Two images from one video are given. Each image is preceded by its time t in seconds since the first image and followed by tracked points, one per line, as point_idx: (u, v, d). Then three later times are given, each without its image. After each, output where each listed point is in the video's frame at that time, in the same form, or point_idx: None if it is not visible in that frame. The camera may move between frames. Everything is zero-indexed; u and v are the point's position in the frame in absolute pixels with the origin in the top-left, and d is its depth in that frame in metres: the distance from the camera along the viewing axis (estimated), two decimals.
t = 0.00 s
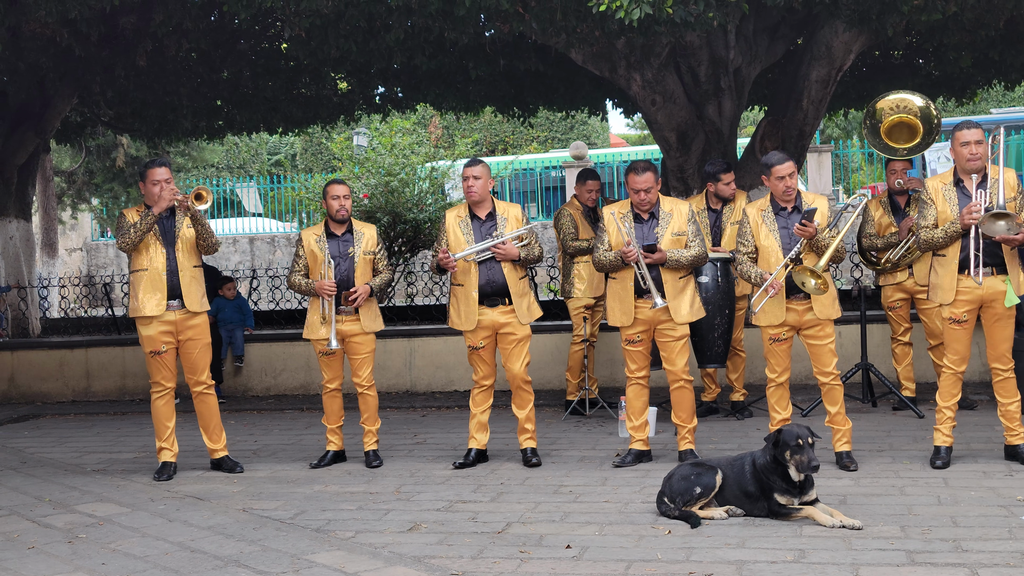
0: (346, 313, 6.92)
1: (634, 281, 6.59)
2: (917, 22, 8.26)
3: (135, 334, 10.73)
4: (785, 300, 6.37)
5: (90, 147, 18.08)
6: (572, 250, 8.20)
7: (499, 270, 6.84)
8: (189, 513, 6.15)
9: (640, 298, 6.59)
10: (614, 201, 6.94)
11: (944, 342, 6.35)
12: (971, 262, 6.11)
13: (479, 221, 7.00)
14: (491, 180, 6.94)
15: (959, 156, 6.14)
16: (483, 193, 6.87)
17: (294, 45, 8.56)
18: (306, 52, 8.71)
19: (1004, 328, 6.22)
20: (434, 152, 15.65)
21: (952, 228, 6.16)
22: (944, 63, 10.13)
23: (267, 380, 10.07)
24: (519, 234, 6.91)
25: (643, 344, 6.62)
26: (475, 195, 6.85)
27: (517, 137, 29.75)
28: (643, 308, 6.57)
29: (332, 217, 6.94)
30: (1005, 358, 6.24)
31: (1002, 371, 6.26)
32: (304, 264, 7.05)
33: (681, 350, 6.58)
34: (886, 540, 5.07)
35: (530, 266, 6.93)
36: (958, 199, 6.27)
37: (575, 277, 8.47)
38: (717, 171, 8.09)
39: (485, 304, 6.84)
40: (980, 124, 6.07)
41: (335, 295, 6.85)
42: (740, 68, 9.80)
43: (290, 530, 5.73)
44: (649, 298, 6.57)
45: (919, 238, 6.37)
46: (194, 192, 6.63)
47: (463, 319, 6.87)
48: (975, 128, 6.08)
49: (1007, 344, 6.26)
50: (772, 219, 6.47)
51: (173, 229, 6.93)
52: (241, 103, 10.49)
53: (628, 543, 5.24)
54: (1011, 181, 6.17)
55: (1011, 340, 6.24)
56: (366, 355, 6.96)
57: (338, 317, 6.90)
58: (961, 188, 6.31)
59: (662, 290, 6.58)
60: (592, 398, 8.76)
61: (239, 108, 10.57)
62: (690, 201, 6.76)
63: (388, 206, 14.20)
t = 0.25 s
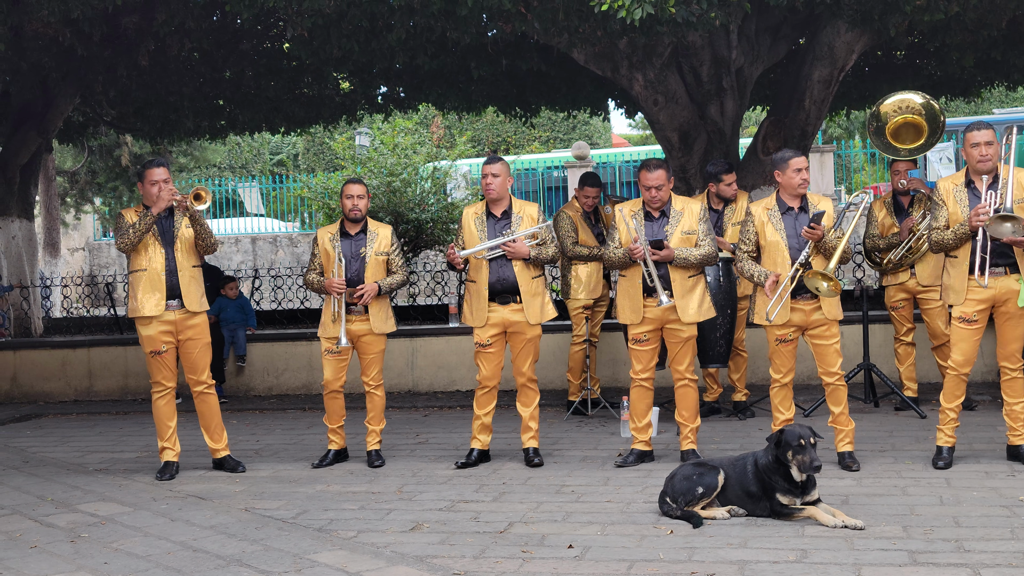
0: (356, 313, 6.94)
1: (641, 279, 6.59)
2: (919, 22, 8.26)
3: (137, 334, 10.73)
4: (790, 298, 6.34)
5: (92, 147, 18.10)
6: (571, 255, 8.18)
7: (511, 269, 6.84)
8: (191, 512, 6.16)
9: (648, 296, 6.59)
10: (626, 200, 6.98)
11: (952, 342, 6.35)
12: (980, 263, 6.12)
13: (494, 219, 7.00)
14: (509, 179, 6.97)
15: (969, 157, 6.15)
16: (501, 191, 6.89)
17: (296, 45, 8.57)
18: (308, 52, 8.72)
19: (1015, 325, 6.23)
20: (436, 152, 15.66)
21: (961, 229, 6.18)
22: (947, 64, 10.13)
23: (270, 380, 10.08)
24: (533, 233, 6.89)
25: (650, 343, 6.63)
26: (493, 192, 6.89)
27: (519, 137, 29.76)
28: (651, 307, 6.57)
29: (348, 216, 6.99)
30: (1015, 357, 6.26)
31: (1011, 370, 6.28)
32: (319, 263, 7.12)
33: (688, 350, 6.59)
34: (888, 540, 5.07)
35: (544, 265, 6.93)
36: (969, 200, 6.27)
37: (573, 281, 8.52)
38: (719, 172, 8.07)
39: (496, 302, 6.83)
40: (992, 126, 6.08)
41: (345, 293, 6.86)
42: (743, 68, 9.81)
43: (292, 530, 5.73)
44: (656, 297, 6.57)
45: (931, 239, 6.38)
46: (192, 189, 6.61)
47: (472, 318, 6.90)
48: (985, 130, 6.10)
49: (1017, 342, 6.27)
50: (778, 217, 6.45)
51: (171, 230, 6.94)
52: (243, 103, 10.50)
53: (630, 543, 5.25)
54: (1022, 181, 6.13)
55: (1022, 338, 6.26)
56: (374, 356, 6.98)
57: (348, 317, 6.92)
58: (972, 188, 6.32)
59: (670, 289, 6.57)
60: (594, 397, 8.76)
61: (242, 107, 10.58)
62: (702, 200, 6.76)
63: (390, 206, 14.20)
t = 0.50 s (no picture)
0: (359, 312, 6.95)
1: (648, 279, 6.60)
2: (921, 21, 8.26)
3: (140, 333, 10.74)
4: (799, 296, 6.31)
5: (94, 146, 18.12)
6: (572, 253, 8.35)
7: (516, 268, 6.83)
8: (193, 511, 6.16)
9: (654, 296, 6.59)
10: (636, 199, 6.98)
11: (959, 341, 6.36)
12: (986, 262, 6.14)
13: (504, 217, 7.01)
14: (523, 178, 6.97)
15: (978, 157, 6.16)
16: (512, 190, 6.88)
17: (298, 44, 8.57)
18: (310, 51, 8.73)
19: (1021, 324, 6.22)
20: (438, 151, 15.67)
21: (970, 229, 6.21)
22: (949, 63, 10.14)
23: (271, 378, 10.08)
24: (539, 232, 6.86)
25: (657, 342, 6.62)
26: (506, 190, 6.89)
27: (521, 137, 29.76)
28: (658, 306, 6.57)
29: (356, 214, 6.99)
30: (1019, 356, 6.26)
31: (1016, 369, 6.27)
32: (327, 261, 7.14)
33: (695, 350, 6.60)
34: (890, 539, 5.07)
35: (550, 267, 6.88)
36: (978, 199, 6.27)
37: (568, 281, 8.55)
38: (720, 172, 8.05)
39: (500, 300, 6.84)
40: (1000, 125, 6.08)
41: (348, 292, 6.88)
42: (744, 67, 9.81)
43: (294, 528, 5.74)
44: (663, 297, 6.57)
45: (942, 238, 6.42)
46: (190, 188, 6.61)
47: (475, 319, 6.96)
48: (993, 130, 6.09)
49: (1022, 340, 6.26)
50: (784, 214, 6.44)
51: (171, 228, 6.94)
52: (245, 102, 10.51)
53: (632, 542, 5.25)
54: None
55: None
56: (378, 354, 6.98)
57: (351, 316, 6.93)
58: (980, 187, 6.30)
59: (677, 289, 6.57)
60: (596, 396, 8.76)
61: (244, 106, 10.59)
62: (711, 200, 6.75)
63: (392, 205, 14.17)
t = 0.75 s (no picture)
0: (359, 312, 6.95)
1: (651, 279, 6.62)
2: (923, 21, 8.26)
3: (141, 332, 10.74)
4: (805, 300, 6.33)
5: (97, 145, 18.15)
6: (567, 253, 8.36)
7: (516, 268, 6.83)
8: (195, 510, 6.16)
9: (656, 295, 6.59)
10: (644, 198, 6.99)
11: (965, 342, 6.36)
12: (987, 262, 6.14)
13: (507, 217, 7.02)
14: (526, 178, 6.95)
15: (982, 157, 6.17)
16: (516, 188, 6.88)
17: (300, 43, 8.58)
18: (312, 50, 8.74)
19: None
20: (440, 150, 15.67)
21: (971, 229, 6.23)
22: (951, 62, 10.15)
23: (273, 377, 10.08)
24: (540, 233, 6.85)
25: (660, 341, 6.63)
26: (510, 189, 6.87)
27: (523, 136, 29.78)
28: (660, 305, 6.57)
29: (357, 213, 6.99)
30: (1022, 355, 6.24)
31: (1018, 368, 6.26)
32: (329, 260, 7.15)
33: (698, 350, 6.58)
34: (892, 539, 5.07)
35: (553, 267, 6.86)
36: (980, 200, 6.27)
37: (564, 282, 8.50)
38: (721, 172, 8.06)
39: (500, 300, 6.86)
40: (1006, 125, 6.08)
41: (350, 292, 6.89)
42: (746, 66, 9.81)
43: (296, 527, 5.74)
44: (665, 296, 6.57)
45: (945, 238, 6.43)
46: (188, 188, 6.58)
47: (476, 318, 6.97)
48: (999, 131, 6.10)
49: None
50: (787, 214, 6.44)
51: (171, 227, 6.94)
52: (247, 101, 10.52)
53: (634, 541, 5.25)
54: None
55: None
56: (378, 354, 6.98)
57: (352, 315, 6.95)
58: (983, 188, 6.30)
59: (680, 288, 6.56)
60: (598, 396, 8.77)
61: (246, 105, 10.59)
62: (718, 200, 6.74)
63: (394, 204, 14.19)
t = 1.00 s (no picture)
0: (358, 312, 6.95)
1: (651, 279, 6.62)
2: (925, 21, 8.26)
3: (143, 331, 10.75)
4: (801, 301, 6.33)
5: (98, 144, 18.19)
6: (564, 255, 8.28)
7: (515, 269, 6.82)
8: (196, 509, 6.17)
9: (655, 294, 6.59)
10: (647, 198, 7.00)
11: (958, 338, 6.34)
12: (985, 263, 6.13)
13: (505, 217, 7.00)
14: (524, 178, 6.97)
15: (980, 158, 6.16)
16: (514, 189, 6.88)
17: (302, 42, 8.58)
18: (315, 49, 8.75)
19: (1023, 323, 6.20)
20: (441, 150, 15.69)
21: (969, 230, 6.21)
22: (953, 62, 10.16)
23: (275, 377, 10.09)
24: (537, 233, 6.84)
25: (659, 341, 6.63)
26: (508, 190, 6.88)
27: (524, 135, 29.79)
28: (659, 305, 6.57)
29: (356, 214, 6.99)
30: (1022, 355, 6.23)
31: (1018, 368, 6.26)
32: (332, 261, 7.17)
33: (699, 349, 6.59)
34: (893, 538, 5.07)
35: (551, 267, 6.88)
36: (977, 200, 6.26)
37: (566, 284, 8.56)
38: (724, 172, 8.06)
39: (498, 300, 6.86)
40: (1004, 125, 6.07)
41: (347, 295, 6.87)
42: (748, 66, 9.78)
43: (297, 526, 5.74)
44: (664, 296, 6.58)
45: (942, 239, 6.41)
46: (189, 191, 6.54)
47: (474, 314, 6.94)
48: (999, 131, 6.08)
49: None
50: (785, 214, 6.43)
51: (172, 228, 6.94)
52: (249, 101, 10.53)
53: (635, 541, 5.25)
54: None
55: None
56: (381, 353, 6.97)
57: (348, 315, 6.96)
58: (980, 189, 6.29)
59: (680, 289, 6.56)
60: (601, 395, 8.77)
61: (248, 105, 10.60)
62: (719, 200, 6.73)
63: (395, 203, 14.18)
